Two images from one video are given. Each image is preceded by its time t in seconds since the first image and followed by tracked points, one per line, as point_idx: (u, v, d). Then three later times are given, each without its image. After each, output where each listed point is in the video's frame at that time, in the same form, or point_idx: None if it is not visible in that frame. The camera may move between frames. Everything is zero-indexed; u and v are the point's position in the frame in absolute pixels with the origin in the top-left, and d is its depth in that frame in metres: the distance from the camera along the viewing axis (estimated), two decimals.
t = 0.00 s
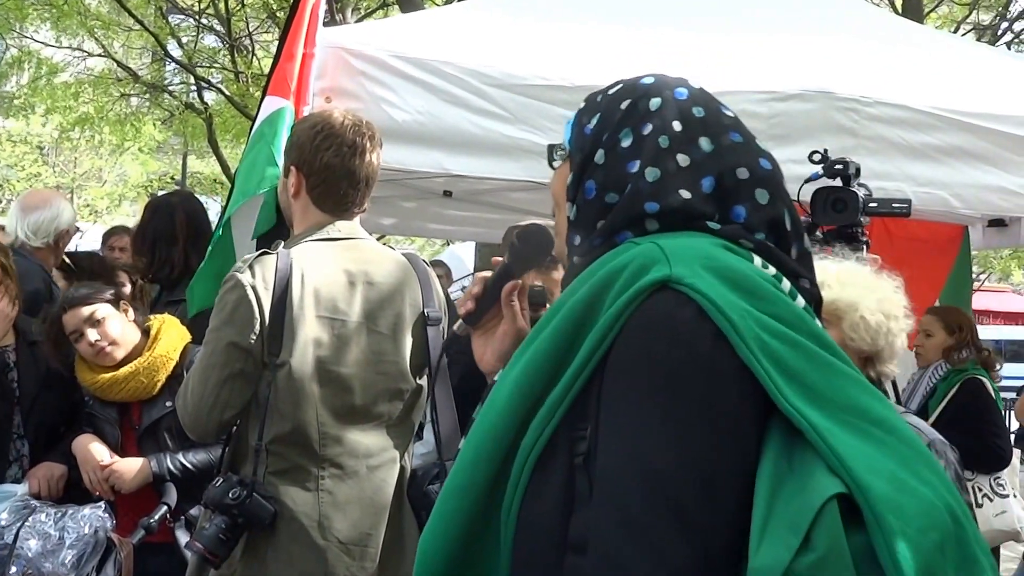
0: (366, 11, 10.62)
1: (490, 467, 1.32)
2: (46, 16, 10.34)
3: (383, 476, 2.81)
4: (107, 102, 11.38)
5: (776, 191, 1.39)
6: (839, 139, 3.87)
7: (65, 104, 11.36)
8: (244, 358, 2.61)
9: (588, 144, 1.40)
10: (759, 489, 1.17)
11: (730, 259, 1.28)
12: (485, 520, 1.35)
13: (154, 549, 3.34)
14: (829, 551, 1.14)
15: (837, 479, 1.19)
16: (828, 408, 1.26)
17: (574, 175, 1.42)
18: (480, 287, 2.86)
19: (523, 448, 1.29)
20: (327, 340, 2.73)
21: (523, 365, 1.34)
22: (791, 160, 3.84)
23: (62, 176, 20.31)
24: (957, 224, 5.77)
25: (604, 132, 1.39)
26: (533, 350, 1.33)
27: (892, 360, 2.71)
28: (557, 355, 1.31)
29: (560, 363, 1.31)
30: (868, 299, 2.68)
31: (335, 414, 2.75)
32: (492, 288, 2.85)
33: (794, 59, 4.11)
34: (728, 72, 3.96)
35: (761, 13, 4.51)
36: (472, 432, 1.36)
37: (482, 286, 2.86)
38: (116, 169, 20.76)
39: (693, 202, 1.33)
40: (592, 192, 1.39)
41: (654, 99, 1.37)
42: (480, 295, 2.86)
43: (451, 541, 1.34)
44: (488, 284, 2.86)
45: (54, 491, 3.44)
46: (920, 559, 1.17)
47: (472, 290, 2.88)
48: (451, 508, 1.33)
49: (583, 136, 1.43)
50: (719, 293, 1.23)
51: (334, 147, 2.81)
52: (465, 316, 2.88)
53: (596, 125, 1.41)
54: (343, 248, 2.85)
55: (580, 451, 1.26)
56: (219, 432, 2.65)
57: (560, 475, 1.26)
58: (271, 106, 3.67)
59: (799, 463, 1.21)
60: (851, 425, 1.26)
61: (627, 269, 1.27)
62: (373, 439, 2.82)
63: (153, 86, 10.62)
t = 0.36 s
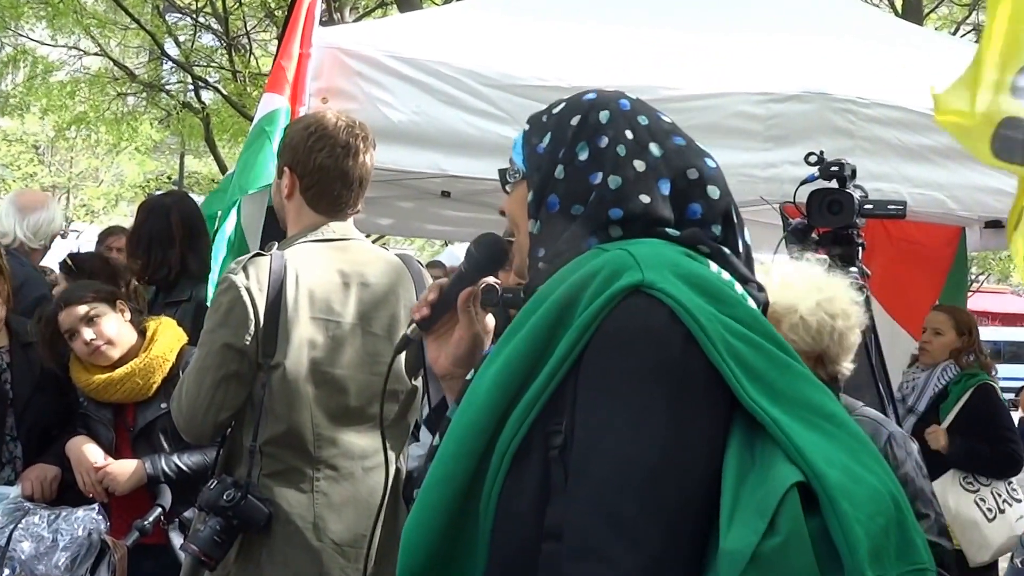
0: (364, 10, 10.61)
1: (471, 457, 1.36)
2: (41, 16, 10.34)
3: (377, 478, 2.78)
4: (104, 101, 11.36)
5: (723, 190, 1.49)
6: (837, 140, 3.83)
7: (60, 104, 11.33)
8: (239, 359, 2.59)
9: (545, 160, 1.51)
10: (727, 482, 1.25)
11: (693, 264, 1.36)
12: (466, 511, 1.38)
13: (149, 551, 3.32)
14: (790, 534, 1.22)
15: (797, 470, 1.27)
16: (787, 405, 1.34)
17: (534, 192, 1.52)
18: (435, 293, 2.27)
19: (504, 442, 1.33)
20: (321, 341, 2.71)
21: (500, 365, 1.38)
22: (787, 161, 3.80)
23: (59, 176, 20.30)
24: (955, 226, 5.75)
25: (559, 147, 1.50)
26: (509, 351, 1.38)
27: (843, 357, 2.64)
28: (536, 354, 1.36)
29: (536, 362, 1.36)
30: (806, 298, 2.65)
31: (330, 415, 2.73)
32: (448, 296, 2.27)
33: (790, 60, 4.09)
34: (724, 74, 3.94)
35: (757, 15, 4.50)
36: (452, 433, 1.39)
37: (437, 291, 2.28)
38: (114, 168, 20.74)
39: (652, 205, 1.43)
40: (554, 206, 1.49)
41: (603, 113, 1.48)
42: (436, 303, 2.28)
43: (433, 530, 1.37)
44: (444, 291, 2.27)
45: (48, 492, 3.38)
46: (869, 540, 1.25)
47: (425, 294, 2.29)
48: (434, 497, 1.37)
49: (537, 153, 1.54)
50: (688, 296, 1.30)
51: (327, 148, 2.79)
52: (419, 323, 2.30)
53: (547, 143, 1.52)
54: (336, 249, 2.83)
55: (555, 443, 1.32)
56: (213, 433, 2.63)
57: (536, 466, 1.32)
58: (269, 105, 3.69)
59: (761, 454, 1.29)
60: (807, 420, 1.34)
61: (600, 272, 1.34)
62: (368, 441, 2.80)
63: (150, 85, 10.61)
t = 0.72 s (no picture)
0: (363, 10, 10.61)
1: (469, 454, 1.38)
2: (39, 15, 10.34)
3: (374, 479, 2.79)
4: (102, 101, 11.34)
5: (698, 201, 1.57)
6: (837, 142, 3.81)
7: (58, 103, 11.30)
8: (234, 361, 2.58)
9: (531, 164, 1.55)
10: (727, 477, 1.31)
11: (683, 266, 1.42)
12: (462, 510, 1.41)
13: (144, 552, 3.31)
14: (794, 523, 1.31)
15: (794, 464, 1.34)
16: (776, 401, 1.41)
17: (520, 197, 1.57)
18: (406, 295, 2.17)
19: (502, 438, 1.37)
20: (316, 342, 2.69)
21: (495, 363, 1.41)
22: (786, 163, 3.79)
23: (57, 175, 20.29)
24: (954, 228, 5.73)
25: (546, 153, 1.54)
26: (502, 350, 1.41)
27: (833, 360, 2.57)
28: (532, 351, 1.39)
29: (531, 360, 1.40)
30: (786, 301, 2.59)
31: (326, 417, 2.71)
32: (418, 296, 2.17)
33: (789, 62, 4.08)
34: (723, 75, 3.93)
35: (755, 17, 4.48)
36: (447, 430, 1.41)
37: (408, 294, 2.18)
38: (112, 168, 20.72)
39: (637, 215, 1.48)
40: (540, 211, 1.54)
41: (590, 122, 1.52)
42: (406, 305, 2.18)
43: (433, 530, 1.39)
44: (414, 291, 2.17)
45: (43, 494, 3.40)
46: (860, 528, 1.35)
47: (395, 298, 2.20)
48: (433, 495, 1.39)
49: (522, 157, 1.58)
50: (682, 297, 1.36)
51: (322, 149, 2.77)
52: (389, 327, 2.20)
53: (534, 148, 1.56)
54: (330, 249, 2.81)
55: (551, 438, 1.37)
56: (209, 435, 2.62)
57: (534, 465, 1.35)
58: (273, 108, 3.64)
59: (756, 447, 1.36)
60: (795, 415, 1.41)
61: (595, 274, 1.38)
62: (365, 443, 2.78)
63: (148, 84, 10.58)
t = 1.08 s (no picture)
0: (363, 11, 10.61)
1: (474, 449, 1.40)
2: (39, 16, 10.36)
3: (370, 483, 2.74)
4: (101, 103, 11.34)
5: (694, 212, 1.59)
6: (836, 145, 3.80)
7: (57, 105, 11.31)
8: (231, 364, 2.58)
9: (531, 170, 1.56)
10: (734, 472, 1.33)
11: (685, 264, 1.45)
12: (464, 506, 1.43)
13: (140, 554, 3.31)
14: (801, 515, 1.33)
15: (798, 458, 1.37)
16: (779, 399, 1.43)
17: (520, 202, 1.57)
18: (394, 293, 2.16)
19: (509, 433, 1.39)
20: (314, 345, 2.68)
21: (500, 359, 1.44)
22: (785, 166, 3.77)
23: (56, 177, 20.28)
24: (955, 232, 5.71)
25: (547, 159, 1.54)
26: (506, 347, 1.44)
27: (828, 364, 2.54)
28: (537, 348, 1.42)
29: (535, 357, 1.42)
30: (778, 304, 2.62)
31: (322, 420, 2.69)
32: (406, 293, 2.15)
33: (789, 65, 4.07)
34: (722, 78, 3.92)
35: (756, 20, 4.48)
36: (451, 426, 1.43)
37: (396, 291, 2.16)
38: (113, 171, 20.72)
39: (638, 223, 1.50)
40: (540, 217, 1.55)
41: (589, 130, 1.51)
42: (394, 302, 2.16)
43: (438, 524, 1.41)
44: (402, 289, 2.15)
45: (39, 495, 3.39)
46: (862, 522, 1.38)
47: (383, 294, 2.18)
48: (439, 490, 1.41)
49: (521, 162, 1.58)
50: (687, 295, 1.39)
51: (322, 152, 2.76)
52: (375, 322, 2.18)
53: (533, 154, 1.56)
54: (329, 253, 2.80)
55: (556, 434, 1.38)
56: (204, 438, 2.62)
57: (541, 459, 1.37)
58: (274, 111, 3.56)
59: (759, 443, 1.38)
60: (799, 413, 1.43)
61: (600, 272, 1.41)
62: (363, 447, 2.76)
63: (147, 86, 10.58)
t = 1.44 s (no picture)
0: (362, 15, 10.62)
1: (457, 446, 1.37)
2: (40, 20, 10.38)
3: (367, 491, 2.71)
4: (101, 107, 11.32)
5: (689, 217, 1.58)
6: (837, 151, 3.79)
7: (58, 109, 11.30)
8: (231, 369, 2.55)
9: (527, 166, 1.55)
10: (728, 473, 1.32)
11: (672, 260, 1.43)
12: (443, 509, 1.40)
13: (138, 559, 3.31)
14: (798, 515, 1.31)
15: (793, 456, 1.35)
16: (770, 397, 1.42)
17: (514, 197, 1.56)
18: (378, 296, 2.11)
19: (492, 431, 1.37)
20: (312, 352, 2.66)
21: (483, 355, 1.41)
22: (786, 171, 3.76)
23: (56, 181, 20.32)
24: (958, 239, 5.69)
25: (544, 156, 1.53)
26: (489, 343, 1.42)
27: (822, 370, 2.55)
28: (520, 344, 1.40)
29: (519, 352, 1.41)
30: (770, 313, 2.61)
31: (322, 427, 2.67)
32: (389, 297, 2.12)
33: (789, 70, 4.05)
34: (722, 83, 3.91)
35: (755, 26, 4.47)
36: (431, 424, 1.40)
37: (379, 293, 2.12)
38: (113, 174, 20.74)
39: (632, 223, 1.49)
40: (533, 214, 1.54)
41: (590, 129, 1.51)
42: (377, 306, 2.12)
43: (417, 528, 1.38)
44: (385, 293, 2.11)
45: (38, 502, 3.39)
46: (862, 524, 1.36)
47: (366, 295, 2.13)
48: (420, 489, 1.37)
49: (517, 158, 1.57)
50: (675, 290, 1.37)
51: (323, 158, 2.76)
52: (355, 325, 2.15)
53: (530, 150, 1.55)
54: (327, 260, 2.77)
55: (539, 434, 1.37)
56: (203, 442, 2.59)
57: (523, 459, 1.36)
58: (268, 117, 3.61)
59: (750, 442, 1.37)
60: (789, 411, 1.42)
61: (586, 267, 1.39)
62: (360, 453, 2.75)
63: (147, 90, 10.57)
